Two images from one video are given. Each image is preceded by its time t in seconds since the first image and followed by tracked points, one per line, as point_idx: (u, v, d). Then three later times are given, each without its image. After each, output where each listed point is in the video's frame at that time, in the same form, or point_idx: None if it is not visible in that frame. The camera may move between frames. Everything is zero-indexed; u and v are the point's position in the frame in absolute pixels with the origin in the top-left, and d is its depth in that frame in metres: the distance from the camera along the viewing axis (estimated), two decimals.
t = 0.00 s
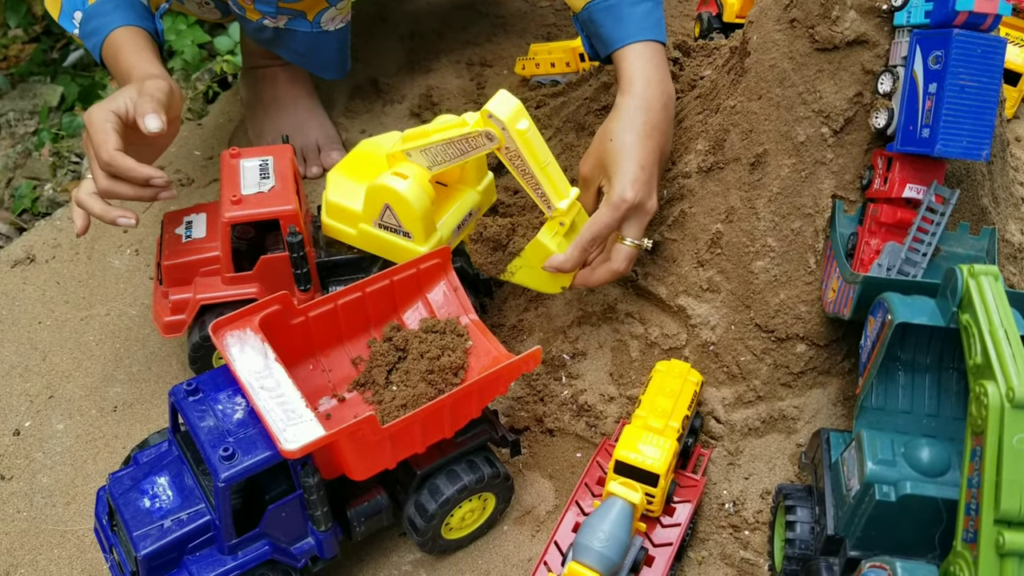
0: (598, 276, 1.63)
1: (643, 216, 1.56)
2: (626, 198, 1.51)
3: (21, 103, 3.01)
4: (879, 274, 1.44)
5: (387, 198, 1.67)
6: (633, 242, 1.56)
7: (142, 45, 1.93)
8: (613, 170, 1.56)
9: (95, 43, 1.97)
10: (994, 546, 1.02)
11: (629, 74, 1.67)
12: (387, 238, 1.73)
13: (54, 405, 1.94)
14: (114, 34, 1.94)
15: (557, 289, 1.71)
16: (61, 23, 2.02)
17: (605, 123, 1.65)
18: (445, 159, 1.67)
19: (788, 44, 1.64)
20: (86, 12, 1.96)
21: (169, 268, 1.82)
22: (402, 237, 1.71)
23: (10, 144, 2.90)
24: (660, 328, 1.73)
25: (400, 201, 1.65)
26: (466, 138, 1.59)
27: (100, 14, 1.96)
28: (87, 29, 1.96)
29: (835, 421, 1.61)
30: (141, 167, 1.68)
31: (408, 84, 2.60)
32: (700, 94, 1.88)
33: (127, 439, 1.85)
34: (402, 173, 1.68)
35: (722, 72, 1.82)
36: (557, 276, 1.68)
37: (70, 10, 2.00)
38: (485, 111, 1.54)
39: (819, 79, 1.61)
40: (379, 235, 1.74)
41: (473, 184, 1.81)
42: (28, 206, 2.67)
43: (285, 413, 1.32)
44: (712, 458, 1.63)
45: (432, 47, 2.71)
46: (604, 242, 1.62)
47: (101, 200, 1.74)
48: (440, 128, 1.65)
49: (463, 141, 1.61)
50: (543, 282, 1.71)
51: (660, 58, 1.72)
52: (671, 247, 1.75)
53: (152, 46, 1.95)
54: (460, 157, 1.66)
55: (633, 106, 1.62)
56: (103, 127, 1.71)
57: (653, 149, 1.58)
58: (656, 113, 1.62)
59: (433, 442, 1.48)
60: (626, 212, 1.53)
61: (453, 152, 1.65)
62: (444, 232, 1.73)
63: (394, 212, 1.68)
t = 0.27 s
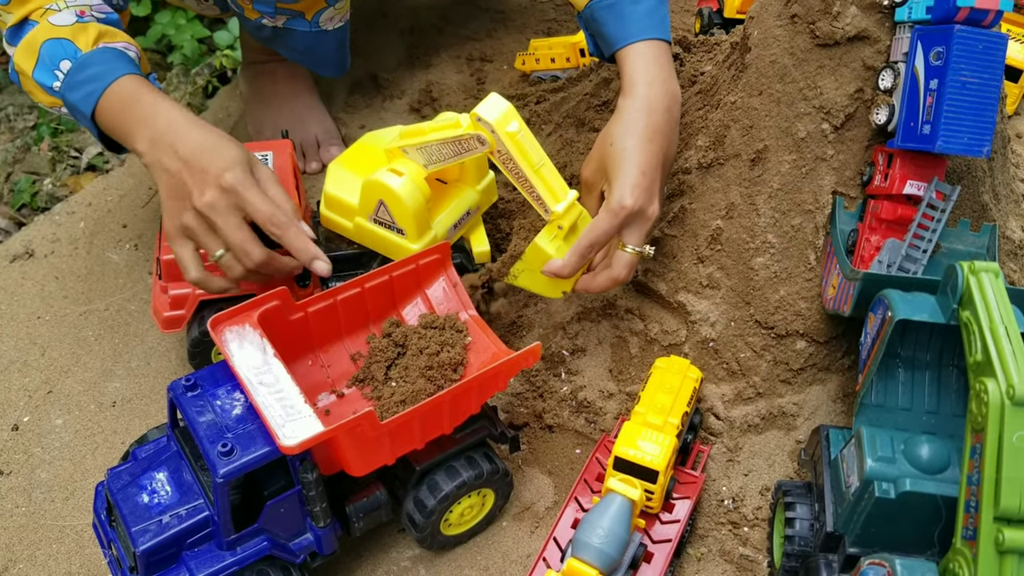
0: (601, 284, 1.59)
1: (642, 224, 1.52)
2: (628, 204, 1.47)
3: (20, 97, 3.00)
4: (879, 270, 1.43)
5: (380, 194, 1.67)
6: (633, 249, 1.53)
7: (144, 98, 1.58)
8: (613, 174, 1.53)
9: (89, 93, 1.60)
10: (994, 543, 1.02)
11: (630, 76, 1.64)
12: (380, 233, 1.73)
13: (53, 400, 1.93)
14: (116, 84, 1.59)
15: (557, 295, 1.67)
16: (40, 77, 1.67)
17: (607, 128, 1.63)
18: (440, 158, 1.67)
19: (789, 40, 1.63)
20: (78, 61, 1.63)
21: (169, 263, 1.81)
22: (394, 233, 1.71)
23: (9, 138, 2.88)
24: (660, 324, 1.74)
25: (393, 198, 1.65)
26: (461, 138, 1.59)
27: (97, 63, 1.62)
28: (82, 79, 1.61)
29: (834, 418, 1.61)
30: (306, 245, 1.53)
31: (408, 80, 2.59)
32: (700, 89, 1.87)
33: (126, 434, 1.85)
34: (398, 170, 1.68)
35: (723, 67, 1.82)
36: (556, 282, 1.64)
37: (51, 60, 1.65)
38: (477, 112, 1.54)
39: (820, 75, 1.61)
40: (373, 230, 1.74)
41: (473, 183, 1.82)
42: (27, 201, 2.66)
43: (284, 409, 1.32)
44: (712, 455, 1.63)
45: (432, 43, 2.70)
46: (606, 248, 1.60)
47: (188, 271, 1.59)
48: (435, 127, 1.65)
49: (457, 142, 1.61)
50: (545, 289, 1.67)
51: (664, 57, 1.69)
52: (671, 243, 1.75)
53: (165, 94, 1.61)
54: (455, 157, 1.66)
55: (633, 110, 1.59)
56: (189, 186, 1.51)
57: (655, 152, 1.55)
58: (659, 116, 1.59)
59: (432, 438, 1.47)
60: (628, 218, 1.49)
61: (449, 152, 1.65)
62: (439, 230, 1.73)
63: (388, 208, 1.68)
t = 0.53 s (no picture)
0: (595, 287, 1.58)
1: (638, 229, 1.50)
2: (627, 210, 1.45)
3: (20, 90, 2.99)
4: (882, 267, 1.43)
5: (379, 188, 1.67)
6: (629, 253, 1.52)
7: (181, 111, 1.57)
8: (612, 177, 1.51)
9: (120, 109, 1.58)
10: (996, 542, 1.02)
11: (632, 77, 1.63)
12: (379, 227, 1.74)
13: (53, 394, 1.93)
14: (150, 98, 1.58)
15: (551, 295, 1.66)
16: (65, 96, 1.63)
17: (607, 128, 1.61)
18: (440, 154, 1.66)
19: (793, 35, 1.63)
20: (105, 79, 1.60)
21: (170, 258, 1.81)
22: (393, 227, 1.71)
23: (9, 131, 2.87)
24: (662, 320, 1.73)
25: (392, 192, 1.65)
26: (460, 135, 1.58)
27: (125, 79, 1.60)
28: (111, 96, 1.59)
29: (836, 414, 1.61)
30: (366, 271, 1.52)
31: (409, 74, 2.58)
32: (703, 84, 1.86)
33: (126, 428, 1.85)
34: (398, 164, 1.68)
35: (727, 62, 1.81)
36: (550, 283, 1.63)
37: (75, 77, 1.62)
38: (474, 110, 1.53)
39: (824, 70, 1.60)
40: (372, 223, 1.75)
41: (474, 180, 1.82)
42: (27, 194, 2.65)
43: (289, 399, 1.32)
44: (713, 451, 1.63)
45: (433, 37, 2.69)
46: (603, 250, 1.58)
47: (240, 290, 1.55)
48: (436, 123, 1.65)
49: (455, 138, 1.60)
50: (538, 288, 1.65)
51: (666, 60, 1.67)
52: (674, 239, 1.75)
53: (200, 110, 1.60)
54: (454, 153, 1.65)
55: (634, 111, 1.57)
56: (246, 204, 1.48)
57: (655, 156, 1.53)
58: (659, 118, 1.57)
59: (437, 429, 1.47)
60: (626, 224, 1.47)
61: (448, 147, 1.64)
62: (438, 226, 1.74)
63: (387, 202, 1.68)
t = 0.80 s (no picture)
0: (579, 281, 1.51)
1: (626, 223, 1.45)
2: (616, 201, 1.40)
3: (21, 84, 2.98)
4: (884, 261, 1.43)
5: (372, 179, 1.68)
6: (615, 246, 1.46)
7: (188, 104, 1.56)
8: (601, 166, 1.47)
9: (126, 104, 1.57)
10: (998, 537, 1.02)
11: (628, 67, 1.60)
12: (373, 219, 1.75)
13: (54, 389, 1.93)
14: (156, 92, 1.57)
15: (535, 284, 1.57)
16: (71, 94, 1.63)
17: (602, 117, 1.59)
18: (430, 147, 1.66)
19: (795, 29, 1.62)
20: (111, 76, 1.60)
21: (171, 252, 1.81)
22: (385, 220, 1.72)
23: (10, 126, 2.86)
24: (663, 315, 1.73)
25: (382, 184, 1.66)
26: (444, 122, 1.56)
27: (129, 75, 1.60)
28: (116, 92, 1.58)
29: (837, 409, 1.60)
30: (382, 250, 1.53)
31: (410, 69, 2.58)
32: (705, 79, 1.86)
33: (127, 423, 1.85)
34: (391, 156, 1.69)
35: (728, 57, 1.80)
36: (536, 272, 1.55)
37: (79, 74, 1.62)
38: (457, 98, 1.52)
39: (826, 64, 1.59)
40: (367, 216, 1.76)
41: (473, 178, 1.81)
42: (28, 189, 2.65)
43: (320, 378, 1.32)
44: (714, 446, 1.63)
45: (434, 31, 2.68)
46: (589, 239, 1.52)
47: (259, 278, 1.55)
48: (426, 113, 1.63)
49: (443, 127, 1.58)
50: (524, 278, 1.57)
51: (665, 46, 1.65)
52: (675, 234, 1.75)
53: (207, 102, 1.59)
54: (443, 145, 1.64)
55: (627, 101, 1.54)
56: (258, 193, 1.46)
57: (647, 147, 1.49)
58: (653, 108, 1.53)
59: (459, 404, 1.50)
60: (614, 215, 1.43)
61: (436, 139, 1.63)
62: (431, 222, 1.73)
63: (377, 194, 1.69)
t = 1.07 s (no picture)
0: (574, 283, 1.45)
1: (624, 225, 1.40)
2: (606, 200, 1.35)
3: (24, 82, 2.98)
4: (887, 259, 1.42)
5: (368, 175, 1.67)
6: (610, 247, 1.40)
7: (196, 103, 1.56)
8: (595, 165, 1.42)
9: (134, 104, 1.57)
10: (1002, 535, 1.01)
11: (622, 59, 1.54)
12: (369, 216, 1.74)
13: (57, 386, 1.94)
14: (163, 91, 1.57)
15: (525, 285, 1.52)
16: (79, 95, 1.62)
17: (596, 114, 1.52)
18: (428, 146, 1.64)
19: (798, 26, 1.61)
20: (117, 75, 1.60)
21: (174, 249, 1.81)
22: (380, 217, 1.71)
23: (12, 123, 2.86)
24: (666, 313, 1.73)
25: (377, 180, 1.65)
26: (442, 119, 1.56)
27: (136, 75, 1.60)
28: (123, 92, 1.58)
29: (840, 407, 1.60)
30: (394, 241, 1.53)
31: (413, 67, 2.58)
32: (708, 76, 1.85)
33: (129, 420, 1.85)
34: (390, 153, 1.68)
35: (731, 54, 1.79)
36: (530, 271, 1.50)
37: (86, 75, 1.62)
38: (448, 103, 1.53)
39: (829, 62, 1.59)
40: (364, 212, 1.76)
41: (473, 179, 1.75)
42: (31, 186, 2.65)
43: (334, 367, 1.34)
44: (717, 444, 1.63)
45: (437, 29, 2.68)
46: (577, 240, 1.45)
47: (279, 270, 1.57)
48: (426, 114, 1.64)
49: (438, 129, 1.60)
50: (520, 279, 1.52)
51: (662, 39, 1.58)
52: (677, 232, 1.74)
53: (214, 100, 1.60)
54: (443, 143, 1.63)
55: (621, 95, 1.47)
56: (270, 188, 1.47)
57: (644, 142, 1.43)
58: (650, 102, 1.47)
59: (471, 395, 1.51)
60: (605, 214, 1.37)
61: (436, 137, 1.62)
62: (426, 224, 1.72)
63: (374, 192, 1.68)
